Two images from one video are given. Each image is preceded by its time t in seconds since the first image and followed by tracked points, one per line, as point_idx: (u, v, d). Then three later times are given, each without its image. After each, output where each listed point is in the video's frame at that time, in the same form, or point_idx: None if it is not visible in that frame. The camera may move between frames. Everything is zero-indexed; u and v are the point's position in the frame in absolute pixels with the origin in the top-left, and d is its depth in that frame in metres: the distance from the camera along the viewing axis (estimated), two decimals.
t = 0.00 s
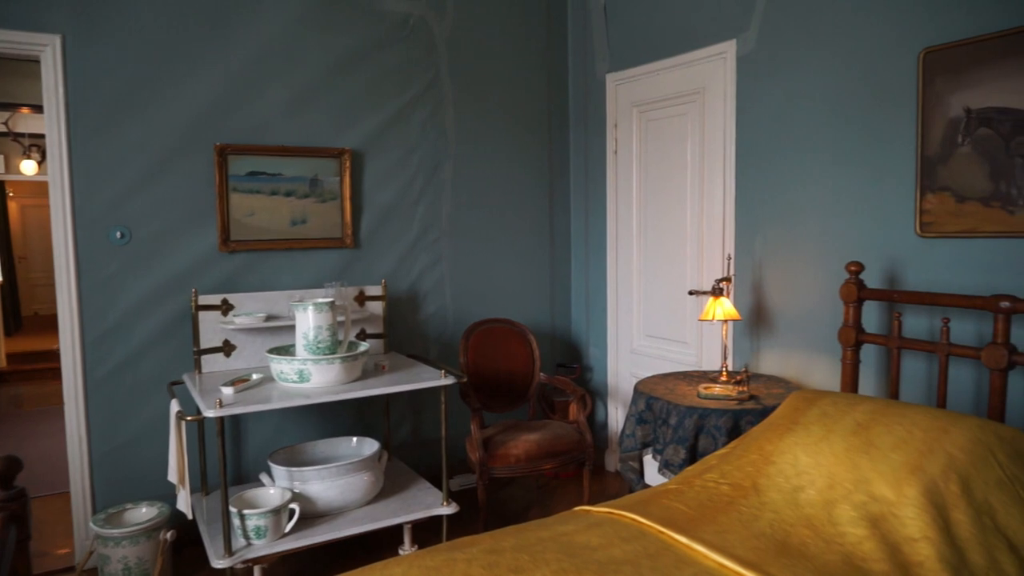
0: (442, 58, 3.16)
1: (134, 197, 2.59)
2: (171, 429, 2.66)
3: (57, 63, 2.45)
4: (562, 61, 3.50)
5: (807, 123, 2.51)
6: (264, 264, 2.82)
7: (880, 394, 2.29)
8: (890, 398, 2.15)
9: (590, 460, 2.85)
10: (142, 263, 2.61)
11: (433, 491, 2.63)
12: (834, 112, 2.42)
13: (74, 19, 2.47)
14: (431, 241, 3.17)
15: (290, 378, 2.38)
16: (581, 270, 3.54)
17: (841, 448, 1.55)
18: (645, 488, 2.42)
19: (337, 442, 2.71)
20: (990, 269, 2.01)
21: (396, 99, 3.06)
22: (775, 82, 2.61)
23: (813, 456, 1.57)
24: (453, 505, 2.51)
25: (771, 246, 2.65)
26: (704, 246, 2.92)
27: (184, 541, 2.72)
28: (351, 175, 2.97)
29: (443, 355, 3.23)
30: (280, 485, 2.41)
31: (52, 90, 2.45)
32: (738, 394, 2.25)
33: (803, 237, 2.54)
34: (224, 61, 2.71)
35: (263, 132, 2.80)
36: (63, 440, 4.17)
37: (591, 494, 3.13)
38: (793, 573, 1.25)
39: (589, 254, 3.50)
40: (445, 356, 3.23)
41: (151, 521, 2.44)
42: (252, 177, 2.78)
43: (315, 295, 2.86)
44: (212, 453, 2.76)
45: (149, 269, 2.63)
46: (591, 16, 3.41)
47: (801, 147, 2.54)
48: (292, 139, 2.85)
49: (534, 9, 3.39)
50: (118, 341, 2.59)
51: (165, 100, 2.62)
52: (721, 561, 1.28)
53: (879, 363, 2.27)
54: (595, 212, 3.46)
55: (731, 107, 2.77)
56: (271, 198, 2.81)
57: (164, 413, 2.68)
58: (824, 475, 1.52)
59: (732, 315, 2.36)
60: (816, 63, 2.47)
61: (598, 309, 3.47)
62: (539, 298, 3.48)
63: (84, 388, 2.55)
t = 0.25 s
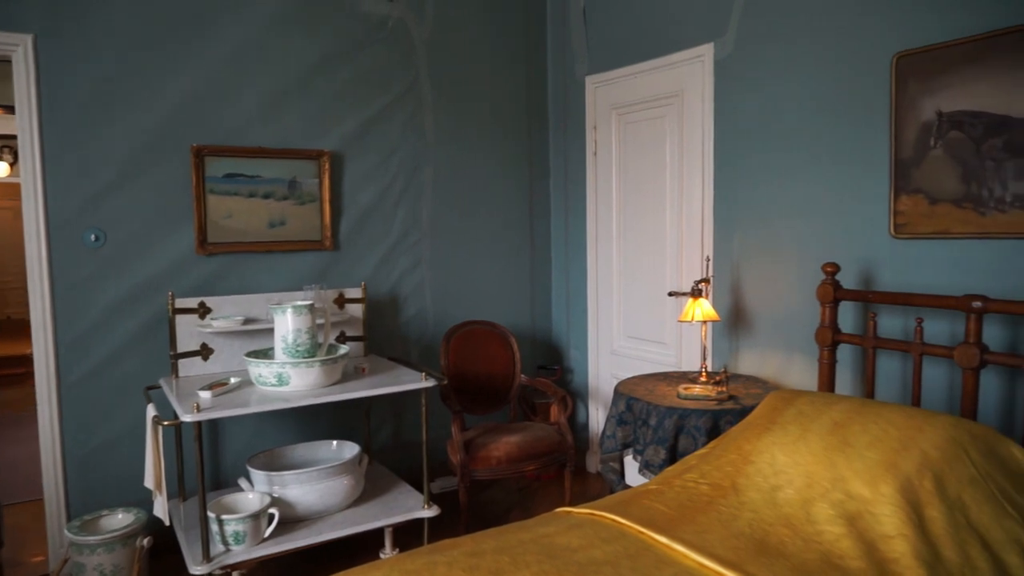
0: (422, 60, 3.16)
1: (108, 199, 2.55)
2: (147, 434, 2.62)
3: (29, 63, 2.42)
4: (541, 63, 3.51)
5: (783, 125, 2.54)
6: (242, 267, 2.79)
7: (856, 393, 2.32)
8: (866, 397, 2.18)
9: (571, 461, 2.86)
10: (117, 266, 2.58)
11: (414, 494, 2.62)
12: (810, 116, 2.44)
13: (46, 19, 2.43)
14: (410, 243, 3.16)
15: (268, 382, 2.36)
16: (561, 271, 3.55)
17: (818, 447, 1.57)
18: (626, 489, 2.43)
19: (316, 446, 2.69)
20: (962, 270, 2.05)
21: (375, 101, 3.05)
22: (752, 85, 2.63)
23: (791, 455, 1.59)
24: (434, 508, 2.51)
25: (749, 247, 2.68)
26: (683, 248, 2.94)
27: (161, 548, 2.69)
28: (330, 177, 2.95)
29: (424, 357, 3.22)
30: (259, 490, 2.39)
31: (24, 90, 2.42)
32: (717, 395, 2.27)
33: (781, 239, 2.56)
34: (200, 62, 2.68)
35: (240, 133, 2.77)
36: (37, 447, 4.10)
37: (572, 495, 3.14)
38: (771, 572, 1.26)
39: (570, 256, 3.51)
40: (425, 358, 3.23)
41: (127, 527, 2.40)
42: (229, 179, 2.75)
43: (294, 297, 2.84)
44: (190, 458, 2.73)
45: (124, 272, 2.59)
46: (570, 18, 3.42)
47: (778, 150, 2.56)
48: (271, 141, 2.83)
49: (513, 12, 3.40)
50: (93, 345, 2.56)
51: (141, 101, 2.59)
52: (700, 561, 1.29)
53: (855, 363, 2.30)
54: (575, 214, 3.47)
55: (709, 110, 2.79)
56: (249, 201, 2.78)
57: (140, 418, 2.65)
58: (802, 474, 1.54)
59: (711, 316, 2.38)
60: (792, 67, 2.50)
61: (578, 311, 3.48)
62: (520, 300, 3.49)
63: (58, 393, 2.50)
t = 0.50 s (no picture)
0: (406, 62, 3.15)
1: (89, 201, 2.53)
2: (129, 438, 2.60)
3: (8, 64, 2.39)
4: (526, 65, 3.52)
5: (766, 127, 2.56)
6: (225, 269, 2.77)
7: (839, 393, 2.34)
8: (848, 397, 2.20)
9: (557, 463, 2.86)
10: (99, 268, 2.55)
11: (400, 497, 2.61)
12: (794, 118, 2.46)
13: (26, 19, 2.41)
14: (396, 245, 3.15)
15: (252, 385, 2.34)
16: (547, 273, 3.56)
17: (801, 447, 1.58)
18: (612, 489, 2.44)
19: (301, 448, 2.67)
20: (942, 270, 2.07)
21: (359, 103, 3.04)
22: (736, 87, 2.65)
23: (775, 454, 1.60)
24: (420, 511, 2.50)
25: (733, 248, 2.69)
26: (668, 249, 2.95)
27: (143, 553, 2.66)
28: (314, 179, 2.94)
29: (409, 359, 3.21)
30: (243, 493, 2.37)
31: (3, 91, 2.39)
32: (702, 395, 2.28)
33: (764, 240, 2.58)
34: (183, 63, 2.66)
35: (224, 135, 2.75)
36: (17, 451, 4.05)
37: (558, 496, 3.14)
38: (755, 570, 1.27)
39: (555, 257, 3.52)
40: (411, 360, 3.22)
41: (108, 532, 2.37)
42: (212, 181, 2.73)
43: (278, 299, 2.82)
44: (173, 462, 2.71)
45: (106, 274, 2.57)
46: (555, 20, 3.43)
47: (761, 152, 2.58)
48: (254, 142, 2.81)
49: (498, 14, 3.40)
50: (74, 348, 2.53)
51: (122, 102, 2.56)
52: (685, 561, 1.30)
53: (837, 363, 2.33)
54: (560, 216, 3.48)
55: (693, 112, 2.81)
56: (232, 202, 2.76)
57: (122, 421, 2.62)
58: (785, 473, 1.55)
59: (696, 316, 2.39)
60: (774, 69, 2.52)
61: (564, 312, 3.49)
62: (505, 302, 3.49)
63: (38, 397, 2.48)
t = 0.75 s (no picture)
0: (387, 63, 3.14)
1: (64, 203, 2.49)
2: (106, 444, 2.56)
3: None
4: (507, 67, 3.53)
5: (744, 130, 2.59)
6: (204, 272, 2.75)
7: (817, 392, 2.37)
8: (826, 396, 2.22)
9: (540, 464, 2.86)
10: (74, 271, 2.52)
11: (381, 500, 2.60)
12: (772, 120, 2.49)
13: None
14: (377, 247, 3.14)
15: (232, 389, 2.32)
16: (528, 274, 3.57)
17: (780, 446, 1.60)
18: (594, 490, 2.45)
19: (282, 453, 2.65)
20: (916, 270, 2.11)
21: (339, 105, 3.02)
22: (715, 90, 2.67)
23: (754, 454, 1.62)
24: (402, 514, 2.49)
25: (712, 249, 2.72)
26: (648, 250, 2.97)
27: (121, 560, 2.63)
28: (294, 181, 2.92)
29: (391, 361, 3.20)
30: (222, 499, 2.35)
31: None
32: (683, 395, 2.30)
33: (743, 241, 2.61)
34: (161, 64, 2.63)
35: (202, 136, 2.73)
36: None
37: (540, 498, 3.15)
38: (735, 569, 1.28)
39: (536, 259, 3.53)
40: (392, 362, 3.21)
41: (85, 540, 2.34)
42: (190, 183, 2.70)
43: (257, 303, 2.80)
44: (150, 467, 2.67)
45: (82, 278, 2.53)
46: (535, 23, 3.44)
47: (740, 154, 2.61)
48: (233, 144, 2.79)
49: (479, 16, 3.41)
50: (49, 353, 2.49)
51: (99, 103, 2.53)
52: (666, 561, 1.30)
53: (815, 363, 2.35)
54: (541, 217, 3.49)
55: (673, 114, 2.83)
56: (211, 205, 2.74)
57: (98, 427, 2.58)
58: (764, 473, 1.57)
59: (676, 317, 2.41)
60: (752, 72, 2.54)
61: (545, 314, 3.49)
62: (487, 304, 3.49)
63: (11, 403, 2.43)
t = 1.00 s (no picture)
0: (369, 65, 3.13)
1: (41, 205, 2.46)
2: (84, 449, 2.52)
3: None
4: (489, 69, 3.53)
5: (725, 132, 2.61)
6: (184, 275, 2.72)
7: (798, 391, 2.39)
8: (806, 396, 2.25)
9: (523, 466, 2.87)
10: (51, 275, 2.48)
11: (365, 503, 2.59)
12: (752, 123, 2.51)
13: None
14: (359, 249, 3.13)
15: (212, 393, 2.30)
16: (512, 276, 3.57)
17: (761, 446, 1.61)
18: (577, 491, 2.45)
19: (264, 456, 2.63)
20: (894, 270, 2.14)
21: (321, 106, 3.01)
22: (695, 92, 2.69)
23: (735, 454, 1.63)
24: (385, 517, 2.48)
25: (694, 250, 2.74)
26: (631, 252, 2.98)
27: (100, 567, 2.59)
28: (276, 183, 2.90)
29: (374, 363, 3.19)
30: (203, 504, 2.32)
31: None
32: (666, 396, 2.31)
33: (724, 242, 2.63)
34: (140, 64, 2.60)
35: (182, 138, 2.70)
36: None
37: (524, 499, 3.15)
38: (718, 569, 1.29)
39: (519, 261, 3.53)
40: (375, 365, 3.19)
41: (62, 547, 2.31)
42: (170, 185, 2.67)
43: (239, 305, 2.78)
44: (130, 472, 2.64)
45: (59, 281, 2.50)
46: (518, 25, 3.45)
47: (721, 156, 2.63)
48: (213, 145, 2.77)
49: (461, 17, 3.40)
50: (25, 357, 2.45)
51: (76, 104, 2.50)
52: (649, 561, 1.31)
53: (795, 363, 2.37)
54: (524, 219, 3.49)
55: (654, 116, 2.84)
56: (191, 207, 2.71)
57: (77, 432, 2.55)
58: (745, 472, 1.58)
59: (658, 318, 2.42)
60: (733, 75, 2.56)
61: (529, 315, 3.50)
62: (470, 305, 3.49)
63: None
